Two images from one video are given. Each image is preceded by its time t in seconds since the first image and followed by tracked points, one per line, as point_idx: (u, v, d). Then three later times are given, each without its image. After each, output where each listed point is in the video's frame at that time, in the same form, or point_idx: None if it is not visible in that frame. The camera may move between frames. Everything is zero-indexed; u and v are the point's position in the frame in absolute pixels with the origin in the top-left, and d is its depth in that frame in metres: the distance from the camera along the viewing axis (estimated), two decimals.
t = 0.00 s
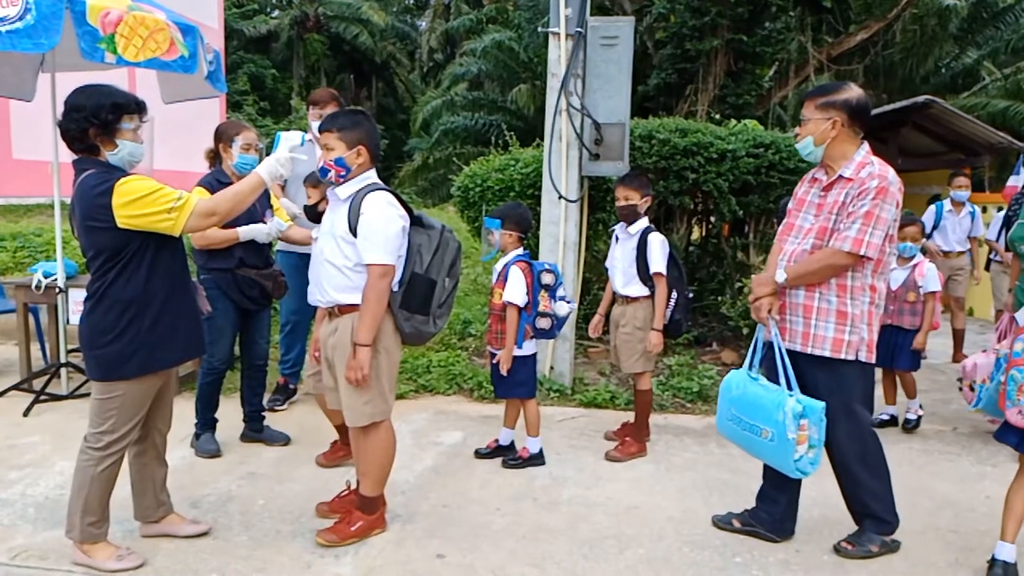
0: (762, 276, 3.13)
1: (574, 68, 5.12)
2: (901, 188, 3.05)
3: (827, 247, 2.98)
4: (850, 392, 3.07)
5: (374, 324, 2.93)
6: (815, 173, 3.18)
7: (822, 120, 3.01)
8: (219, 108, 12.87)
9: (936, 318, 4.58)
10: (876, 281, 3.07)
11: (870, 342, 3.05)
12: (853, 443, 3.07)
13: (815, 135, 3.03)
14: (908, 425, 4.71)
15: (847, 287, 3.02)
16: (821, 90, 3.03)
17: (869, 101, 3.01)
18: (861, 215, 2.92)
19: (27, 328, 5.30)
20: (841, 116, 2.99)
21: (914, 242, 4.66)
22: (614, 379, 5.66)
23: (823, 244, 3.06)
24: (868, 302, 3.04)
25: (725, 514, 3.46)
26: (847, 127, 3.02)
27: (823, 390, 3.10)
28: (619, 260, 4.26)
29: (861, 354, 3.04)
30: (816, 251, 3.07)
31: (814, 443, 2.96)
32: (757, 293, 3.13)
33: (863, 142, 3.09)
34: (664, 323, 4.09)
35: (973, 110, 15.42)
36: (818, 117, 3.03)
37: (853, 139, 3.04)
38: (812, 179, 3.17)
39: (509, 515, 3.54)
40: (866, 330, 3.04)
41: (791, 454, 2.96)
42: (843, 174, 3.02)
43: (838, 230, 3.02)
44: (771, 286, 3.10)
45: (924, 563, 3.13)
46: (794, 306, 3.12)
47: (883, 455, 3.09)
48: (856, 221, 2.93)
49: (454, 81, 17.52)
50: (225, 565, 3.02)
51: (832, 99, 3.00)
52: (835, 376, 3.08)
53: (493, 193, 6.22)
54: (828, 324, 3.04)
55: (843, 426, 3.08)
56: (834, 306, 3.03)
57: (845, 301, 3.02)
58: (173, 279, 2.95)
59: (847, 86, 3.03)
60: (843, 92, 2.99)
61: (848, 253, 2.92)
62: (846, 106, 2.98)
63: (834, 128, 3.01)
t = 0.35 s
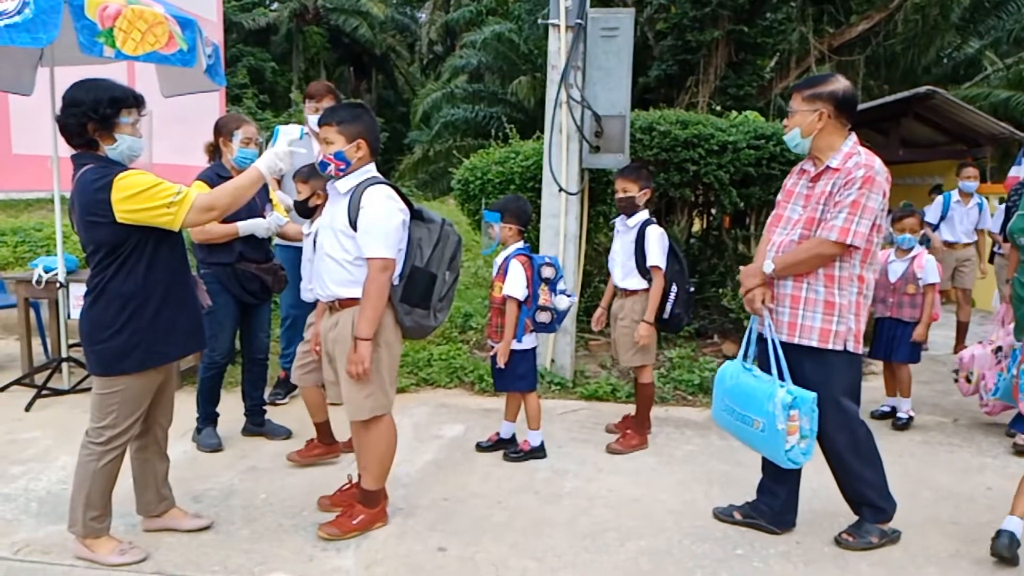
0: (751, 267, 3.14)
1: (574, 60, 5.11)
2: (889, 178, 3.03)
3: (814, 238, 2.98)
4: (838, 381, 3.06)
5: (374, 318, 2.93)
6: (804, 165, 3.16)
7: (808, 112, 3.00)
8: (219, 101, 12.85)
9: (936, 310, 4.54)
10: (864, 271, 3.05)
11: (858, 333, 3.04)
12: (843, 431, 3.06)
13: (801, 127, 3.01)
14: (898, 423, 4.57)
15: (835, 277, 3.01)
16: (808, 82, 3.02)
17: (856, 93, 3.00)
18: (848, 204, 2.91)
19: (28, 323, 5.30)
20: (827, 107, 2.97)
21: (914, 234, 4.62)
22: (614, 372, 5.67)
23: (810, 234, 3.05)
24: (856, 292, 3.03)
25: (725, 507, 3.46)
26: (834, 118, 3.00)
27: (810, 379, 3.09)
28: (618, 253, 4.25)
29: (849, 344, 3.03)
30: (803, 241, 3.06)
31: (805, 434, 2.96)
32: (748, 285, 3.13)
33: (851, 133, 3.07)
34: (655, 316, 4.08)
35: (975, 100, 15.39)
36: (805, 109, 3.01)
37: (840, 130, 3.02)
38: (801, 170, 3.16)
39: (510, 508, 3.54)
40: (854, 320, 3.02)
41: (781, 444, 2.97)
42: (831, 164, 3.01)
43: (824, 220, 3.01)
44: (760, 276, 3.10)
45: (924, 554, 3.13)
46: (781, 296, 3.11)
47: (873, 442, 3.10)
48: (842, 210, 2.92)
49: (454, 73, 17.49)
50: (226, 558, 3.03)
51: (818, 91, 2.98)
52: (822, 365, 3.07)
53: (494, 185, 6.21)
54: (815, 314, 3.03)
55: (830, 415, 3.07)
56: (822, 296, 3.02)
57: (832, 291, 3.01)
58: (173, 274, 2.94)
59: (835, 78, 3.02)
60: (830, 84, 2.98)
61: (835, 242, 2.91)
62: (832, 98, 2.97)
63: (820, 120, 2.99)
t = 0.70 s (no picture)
0: (738, 266, 3.13)
1: (571, 59, 5.10)
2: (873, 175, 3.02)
3: (799, 234, 2.98)
4: (823, 378, 3.04)
5: (372, 317, 2.93)
6: (789, 164, 3.16)
7: (792, 112, 3.00)
8: (216, 101, 12.84)
9: (932, 308, 4.55)
10: (850, 268, 3.04)
11: (842, 329, 3.04)
12: (827, 428, 3.03)
13: (786, 126, 3.02)
14: (881, 423, 4.53)
15: (821, 274, 3.01)
16: (792, 82, 3.02)
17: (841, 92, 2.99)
18: (831, 201, 2.90)
19: (26, 323, 5.30)
20: (811, 107, 2.96)
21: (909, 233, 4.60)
22: (612, 370, 5.68)
23: (795, 231, 3.05)
24: (842, 289, 3.03)
25: (723, 505, 3.47)
26: (818, 118, 3.00)
27: (795, 375, 3.08)
28: (614, 252, 4.24)
29: (834, 341, 3.02)
30: (789, 238, 3.07)
31: (790, 433, 2.97)
32: (735, 284, 3.14)
33: (836, 131, 3.07)
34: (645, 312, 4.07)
35: (972, 98, 15.41)
36: (789, 108, 3.01)
37: (824, 129, 3.02)
38: (786, 169, 3.15)
39: (508, 507, 3.55)
40: (839, 316, 3.02)
41: (765, 442, 2.98)
42: (815, 162, 3.01)
43: (809, 217, 3.01)
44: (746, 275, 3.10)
45: (922, 552, 3.14)
46: (768, 294, 3.11)
47: (859, 440, 3.07)
48: (826, 207, 2.91)
49: (451, 71, 17.50)
50: (225, 558, 3.03)
51: (802, 90, 2.98)
52: (807, 362, 3.06)
53: (491, 184, 6.20)
54: (801, 310, 3.03)
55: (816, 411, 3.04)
56: (807, 292, 3.02)
57: (818, 288, 3.01)
58: (169, 273, 2.95)
59: (819, 78, 3.01)
60: (814, 84, 2.97)
61: (819, 239, 2.91)
62: (815, 97, 2.96)
63: (804, 119, 2.99)
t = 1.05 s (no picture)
0: (730, 264, 3.11)
1: (569, 56, 5.11)
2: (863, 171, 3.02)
3: (789, 230, 2.96)
4: (809, 372, 3.03)
5: (371, 316, 2.93)
6: (779, 162, 3.15)
7: (781, 110, 3.00)
8: (213, 100, 12.82)
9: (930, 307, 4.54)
10: (840, 264, 3.03)
11: (831, 325, 3.03)
12: (809, 424, 3.00)
13: (775, 124, 3.02)
14: (873, 423, 4.52)
15: (810, 269, 2.99)
16: (781, 80, 3.02)
17: (829, 90, 3.00)
18: (820, 196, 2.89)
19: (24, 323, 5.30)
20: (800, 105, 2.97)
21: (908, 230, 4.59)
22: (611, 368, 5.68)
23: (785, 228, 3.05)
24: (831, 284, 3.02)
25: (721, 502, 3.47)
26: (807, 116, 2.99)
27: (781, 370, 3.06)
28: (611, 250, 4.24)
29: (823, 336, 3.02)
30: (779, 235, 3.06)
31: (770, 431, 2.98)
32: (728, 283, 3.10)
33: (825, 129, 3.07)
34: (639, 310, 4.04)
35: (969, 94, 15.40)
36: (778, 106, 3.01)
37: (813, 126, 3.01)
38: (777, 167, 3.15)
39: (506, 506, 3.55)
40: (828, 311, 3.02)
41: (744, 439, 2.99)
42: (804, 159, 3.00)
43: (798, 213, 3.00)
44: (739, 274, 3.07)
45: (920, 548, 3.14)
46: (759, 291, 3.09)
47: (845, 435, 3.05)
48: (815, 202, 2.90)
49: (448, 68, 17.49)
50: (223, 558, 3.03)
51: (791, 88, 2.99)
52: (795, 357, 3.04)
53: (489, 182, 6.20)
54: (790, 306, 3.01)
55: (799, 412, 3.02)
56: (797, 288, 3.01)
57: (808, 283, 2.99)
58: (165, 274, 2.94)
59: (808, 76, 3.02)
60: (802, 82, 2.98)
61: (809, 235, 2.89)
62: (804, 95, 2.96)
63: (793, 117, 2.99)
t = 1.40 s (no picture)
0: (723, 262, 3.10)
1: (567, 55, 5.11)
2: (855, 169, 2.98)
3: (780, 228, 2.95)
4: (798, 369, 3.00)
5: (371, 316, 2.94)
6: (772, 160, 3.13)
7: (773, 108, 2.98)
8: (213, 99, 12.82)
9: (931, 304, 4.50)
10: (832, 260, 3.00)
11: (824, 322, 2.99)
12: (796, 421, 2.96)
13: (768, 123, 3.00)
14: (872, 421, 4.53)
15: (802, 267, 2.97)
16: (774, 78, 3.00)
17: (822, 88, 2.98)
18: (811, 193, 2.87)
19: (25, 324, 5.30)
20: (792, 103, 2.95)
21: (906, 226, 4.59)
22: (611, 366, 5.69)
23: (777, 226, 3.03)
24: (823, 281, 2.99)
25: (722, 500, 3.48)
26: (800, 114, 2.98)
27: (770, 367, 3.04)
28: (609, 250, 4.24)
29: (815, 333, 2.98)
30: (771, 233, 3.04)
31: (748, 430, 2.98)
32: (721, 280, 3.09)
33: (819, 127, 3.05)
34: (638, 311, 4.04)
35: (969, 90, 15.41)
36: (771, 105, 2.99)
37: (806, 125, 2.99)
38: (770, 166, 3.12)
39: (507, 505, 3.56)
40: (821, 308, 2.98)
41: (722, 434, 3.03)
42: (796, 157, 2.98)
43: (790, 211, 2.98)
44: (732, 272, 3.07)
45: (920, 545, 3.15)
46: (751, 288, 3.07)
47: (834, 430, 3.02)
48: (806, 199, 2.88)
49: (448, 66, 17.51)
50: (225, 558, 3.04)
51: (783, 87, 2.97)
52: (784, 354, 3.01)
53: (489, 181, 6.20)
54: (782, 303, 2.98)
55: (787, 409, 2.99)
56: (789, 285, 2.98)
57: (800, 280, 2.97)
58: (163, 276, 2.95)
59: (801, 74, 3.00)
60: (795, 81, 2.96)
61: (800, 232, 2.88)
62: (797, 94, 2.95)
63: (785, 116, 2.97)
